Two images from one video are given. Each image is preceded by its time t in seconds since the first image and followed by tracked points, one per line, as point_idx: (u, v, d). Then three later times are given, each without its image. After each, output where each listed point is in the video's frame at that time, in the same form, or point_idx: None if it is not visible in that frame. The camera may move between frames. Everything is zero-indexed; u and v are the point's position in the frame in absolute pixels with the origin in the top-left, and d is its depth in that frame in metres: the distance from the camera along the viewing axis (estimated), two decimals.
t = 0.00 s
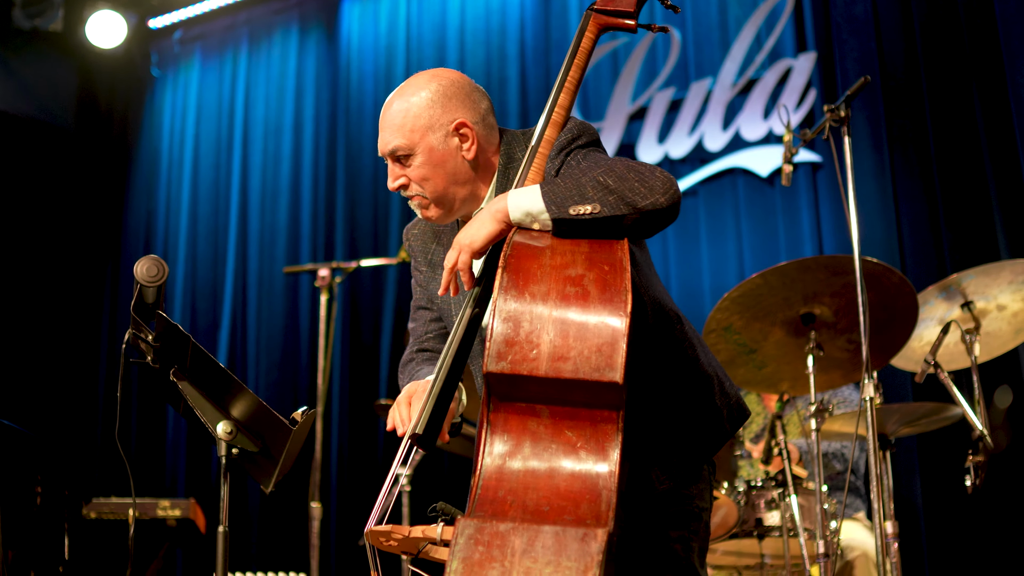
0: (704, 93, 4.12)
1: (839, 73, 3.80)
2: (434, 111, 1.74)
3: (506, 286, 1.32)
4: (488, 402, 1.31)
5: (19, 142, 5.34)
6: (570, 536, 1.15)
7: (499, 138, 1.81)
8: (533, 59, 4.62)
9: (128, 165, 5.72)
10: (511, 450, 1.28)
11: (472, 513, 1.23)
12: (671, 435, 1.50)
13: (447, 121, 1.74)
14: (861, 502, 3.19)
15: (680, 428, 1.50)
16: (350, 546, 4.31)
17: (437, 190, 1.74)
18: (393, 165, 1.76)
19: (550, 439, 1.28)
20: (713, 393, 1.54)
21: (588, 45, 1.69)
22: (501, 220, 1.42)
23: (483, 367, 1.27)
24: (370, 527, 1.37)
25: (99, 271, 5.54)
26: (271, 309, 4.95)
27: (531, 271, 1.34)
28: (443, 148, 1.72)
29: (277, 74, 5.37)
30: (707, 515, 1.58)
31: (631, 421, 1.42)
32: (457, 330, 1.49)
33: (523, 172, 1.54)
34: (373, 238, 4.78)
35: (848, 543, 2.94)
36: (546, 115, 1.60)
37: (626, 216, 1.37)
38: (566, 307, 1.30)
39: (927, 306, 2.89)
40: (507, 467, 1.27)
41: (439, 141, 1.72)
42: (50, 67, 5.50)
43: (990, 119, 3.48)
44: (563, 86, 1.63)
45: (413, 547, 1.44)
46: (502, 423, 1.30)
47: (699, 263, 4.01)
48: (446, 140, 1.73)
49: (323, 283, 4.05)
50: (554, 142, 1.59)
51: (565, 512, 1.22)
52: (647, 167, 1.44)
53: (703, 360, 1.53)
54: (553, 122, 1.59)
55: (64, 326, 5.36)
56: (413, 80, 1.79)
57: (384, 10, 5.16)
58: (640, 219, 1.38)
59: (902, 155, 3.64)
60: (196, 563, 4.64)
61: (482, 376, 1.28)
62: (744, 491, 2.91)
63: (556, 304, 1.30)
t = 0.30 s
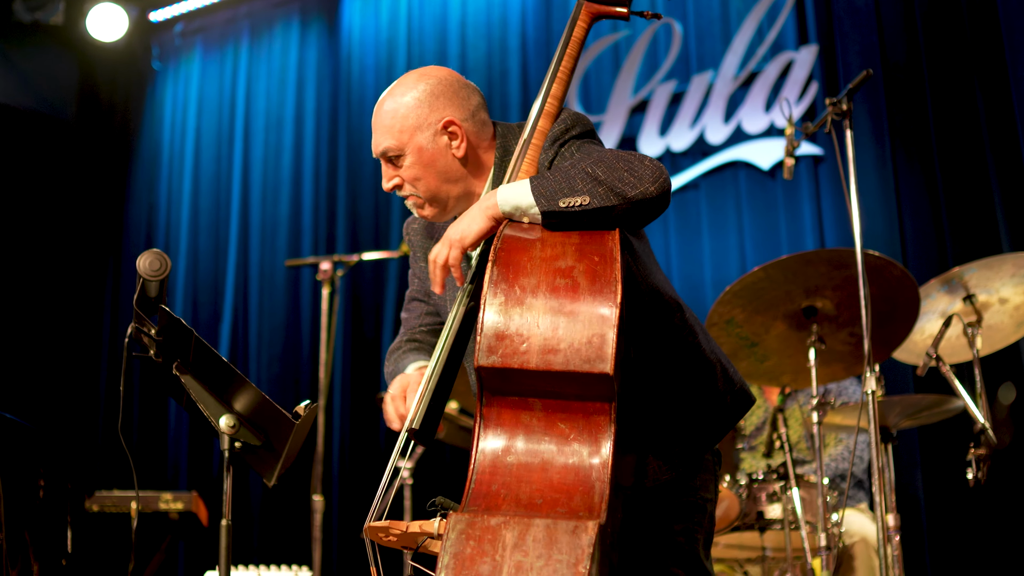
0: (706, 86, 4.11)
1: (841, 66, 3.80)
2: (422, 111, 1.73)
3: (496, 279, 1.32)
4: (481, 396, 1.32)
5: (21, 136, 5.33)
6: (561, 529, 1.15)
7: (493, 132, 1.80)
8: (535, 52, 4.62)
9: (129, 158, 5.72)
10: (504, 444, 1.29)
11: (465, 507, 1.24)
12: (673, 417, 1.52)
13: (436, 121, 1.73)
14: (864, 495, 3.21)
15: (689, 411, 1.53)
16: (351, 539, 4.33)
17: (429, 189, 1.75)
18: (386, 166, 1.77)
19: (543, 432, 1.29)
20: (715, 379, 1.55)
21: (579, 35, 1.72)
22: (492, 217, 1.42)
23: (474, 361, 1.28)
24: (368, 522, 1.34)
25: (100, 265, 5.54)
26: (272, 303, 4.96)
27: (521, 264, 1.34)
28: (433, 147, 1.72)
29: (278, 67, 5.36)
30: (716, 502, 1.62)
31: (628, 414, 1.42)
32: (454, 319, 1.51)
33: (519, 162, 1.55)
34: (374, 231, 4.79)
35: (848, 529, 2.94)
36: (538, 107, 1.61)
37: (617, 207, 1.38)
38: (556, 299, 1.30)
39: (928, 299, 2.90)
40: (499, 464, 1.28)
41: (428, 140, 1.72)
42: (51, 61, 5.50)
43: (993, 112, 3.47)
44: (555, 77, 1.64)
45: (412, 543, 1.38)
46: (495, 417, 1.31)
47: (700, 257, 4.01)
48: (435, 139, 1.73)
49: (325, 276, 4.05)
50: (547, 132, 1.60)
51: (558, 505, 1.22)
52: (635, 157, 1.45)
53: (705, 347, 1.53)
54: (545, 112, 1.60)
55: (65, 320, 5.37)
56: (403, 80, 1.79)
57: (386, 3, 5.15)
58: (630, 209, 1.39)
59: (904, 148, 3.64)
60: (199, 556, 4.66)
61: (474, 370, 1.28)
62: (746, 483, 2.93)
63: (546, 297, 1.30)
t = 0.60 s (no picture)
0: (706, 79, 4.10)
1: (841, 60, 3.79)
2: (430, 103, 1.73)
3: (500, 271, 1.33)
4: (484, 389, 1.32)
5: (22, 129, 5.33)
6: (564, 527, 1.15)
7: (502, 121, 1.80)
8: (535, 46, 4.61)
9: (130, 152, 5.71)
10: (507, 441, 1.29)
11: (468, 503, 1.24)
12: (683, 406, 1.53)
13: (444, 112, 1.73)
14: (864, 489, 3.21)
15: (704, 396, 1.54)
16: (351, 532, 4.34)
17: (439, 180, 1.76)
18: (395, 157, 1.77)
19: (546, 426, 1.29)
20: (727, 360, 1.56)
21: (585, 18, 1.73)
22: (497, 206, 1.42)
23: (478, 354, 1.28)
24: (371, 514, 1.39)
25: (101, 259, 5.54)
26: (273, 297, 4.96)
27: (524, 256, 1.34)
28: (441, 139, 1.72)
29: (279, 61, 5.35)
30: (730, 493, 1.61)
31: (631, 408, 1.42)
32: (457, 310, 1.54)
33: (524, 147, 1.57)
34: (375, 224, 4.79)
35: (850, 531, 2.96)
36: (543, 92, 1.62)
37: (623, 195, 1.37)
38: (560, 292, 1.31)
39: (928, 293, 2.90)
40: (502, 460, 1.28)
41: (436, 132, 1.72)
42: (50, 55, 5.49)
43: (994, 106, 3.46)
44: (560, 61, 1.65)
45: (415, 534, 1.42)
46: (498, 410, 1.31)
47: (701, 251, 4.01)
48: (443, 131, 1.72)
49: (325, 270, 4.05)
50: (552, 118, 1.60)
51: (561, 500, 1.23)
52: (642, 145, 1.44)
53: (715, 331, 1.54)
54: (550, 98, 1.61)
55: (66, 314, 5.37)
56: (412, 71, 1.78)
57: None
58: (637, 197, 1.38)
59: (904, 141, 3.63)
60: (201, 550, 4.67)
61: (477, 364, 1.29)
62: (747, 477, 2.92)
63: (550, 289, 1.31)
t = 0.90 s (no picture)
0: (705, 76, 4.10)
1: (840, 56, 3.79)
2: (452, 94, 1.72)
3: (516, 265, 1.33)
4: (496, 387, 1.33)
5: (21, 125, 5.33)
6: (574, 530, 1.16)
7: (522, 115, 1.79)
8: (533, 42, 4.60)
9: (129, 148, 5.71)
10: (518, 439, 1.30)
11: (477, 500, 1.24)
12: (688, 405, 1.53)
13: (465, 105, 1.71)
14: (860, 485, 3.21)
15: (710, 393, 1.55)
16: (350, 527, 4.35)
17: (454, 173, 1.76)
18: (411, 145, 1.78)
19: (557, 423, 1.30)
20: (738, 353, 1.56)
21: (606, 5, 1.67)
22: (512, 195, 1.42)
23: (490, 350, 1.29)
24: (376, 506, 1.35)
25: (101, 255, 5.54)
26: (272, 293, 4.97)
27: (540, 251, 1.34)
28: (459, 131, 1.71)
29: (278, 57, 5.35)
30: (738, 490, 1.62)
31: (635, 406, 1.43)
32: (469, 299, 1.53)
33: (539, 138, 1.54)
34: (374, 220, 4.79)
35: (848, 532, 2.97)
36: (560, 82, 1.60)
37: (638, 185, 1.36)
38: (575, 289, 1.31)
39: (925, 290, 2.91)
40: (511, 459, 1.28)
41: (456, 124, 1.71)
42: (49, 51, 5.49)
43: (992, 102, 3.46)
44: (578, 51, 1.61)
45: (420, 526, 1.40)
46: (510, 407, 1.32)
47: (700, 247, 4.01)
48: (463, 124, 1.71)
49: (324, 267, 4.06)
50: (569, 108, 1.58)
51: (571, 500, 1.23)
52: (657, 135, 1.43)
53: (727, 325, 1.55)
54: (567, 88, 1.58)
55: (65, 310, 5.38)
56: (435, 58, 1.77)
57: None
58: (651, 187, 1.37)
59: (903, 138, 3.64)
60: (200, 546, 4.68)
61: (489, 359, 1.30)
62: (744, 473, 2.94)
63: (565, 286, 1.31)
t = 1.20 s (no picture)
0: (703, 75, 4.10)
1: (837, 56, 3.79)
2: (502, 88, 1.64)
3: (510, 267, 1.34)
4: (491, 389, 1.33)
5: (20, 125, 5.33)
6: (564, 534, 1.16)
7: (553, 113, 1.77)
8: (532, 41, 4.60)
9: (128, 148, 5.71)
10: (512, 441, 1.30)
11: (469, 504, 1.25)
12: (689, 407, 1.53)
13: (514, 100, 1.65)
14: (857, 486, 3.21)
15: (708, 398, 1.55)
16: (349, 527, 4.35)
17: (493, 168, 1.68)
18: (448, 135, 1.66)
19: (552, 426, 1.30)
20: (738, 352, 1.56)
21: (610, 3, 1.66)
22: (470, 228, 1.35)
23: (484, 353, 1.30)
24: (375, 507, 1.33)
25: (99, 255, 5.54)
26: (271, 293, 4.97)
27: (535, 252, 1.35)
28: (508, 127, 1.64)
29: (277, 56, 5.35)
30: (731, 494, 1.62)
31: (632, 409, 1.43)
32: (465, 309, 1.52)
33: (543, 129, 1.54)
34: (373, 220, 4.79)
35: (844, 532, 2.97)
36: (563, 79, 1.60)
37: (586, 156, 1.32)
38: (570, 290, 1.31)
39: (922, 290, 2.91)
40: (504, 463, 1.29)
41: (505, 119, 1.64)
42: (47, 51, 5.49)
43: (989, 103, 3.46)
44: (582, 47, 1.60)
45: (420, 527, 1.39)
46: (504, 409, 1.32)
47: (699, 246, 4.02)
48: (511, 119, 1.65)
49: (322, 267, 4.06)
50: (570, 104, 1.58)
51: (563, 503, 1.23)
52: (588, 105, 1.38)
53: (727, 320, 1.54)
54: (570, 85, 1.59)
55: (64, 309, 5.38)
56: (479, 47, 1.67)
57: None
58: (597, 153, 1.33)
59: (900, 138, 3.64)
60: (198, 546, 4.68)
61: (483, 361, 1.31)
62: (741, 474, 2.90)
63: (558, 287, 1.32)
